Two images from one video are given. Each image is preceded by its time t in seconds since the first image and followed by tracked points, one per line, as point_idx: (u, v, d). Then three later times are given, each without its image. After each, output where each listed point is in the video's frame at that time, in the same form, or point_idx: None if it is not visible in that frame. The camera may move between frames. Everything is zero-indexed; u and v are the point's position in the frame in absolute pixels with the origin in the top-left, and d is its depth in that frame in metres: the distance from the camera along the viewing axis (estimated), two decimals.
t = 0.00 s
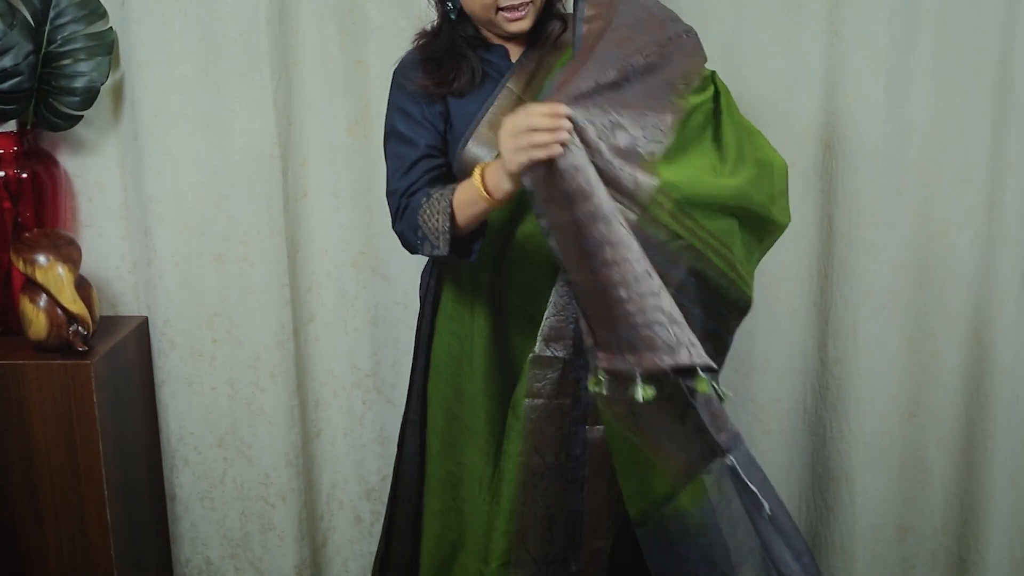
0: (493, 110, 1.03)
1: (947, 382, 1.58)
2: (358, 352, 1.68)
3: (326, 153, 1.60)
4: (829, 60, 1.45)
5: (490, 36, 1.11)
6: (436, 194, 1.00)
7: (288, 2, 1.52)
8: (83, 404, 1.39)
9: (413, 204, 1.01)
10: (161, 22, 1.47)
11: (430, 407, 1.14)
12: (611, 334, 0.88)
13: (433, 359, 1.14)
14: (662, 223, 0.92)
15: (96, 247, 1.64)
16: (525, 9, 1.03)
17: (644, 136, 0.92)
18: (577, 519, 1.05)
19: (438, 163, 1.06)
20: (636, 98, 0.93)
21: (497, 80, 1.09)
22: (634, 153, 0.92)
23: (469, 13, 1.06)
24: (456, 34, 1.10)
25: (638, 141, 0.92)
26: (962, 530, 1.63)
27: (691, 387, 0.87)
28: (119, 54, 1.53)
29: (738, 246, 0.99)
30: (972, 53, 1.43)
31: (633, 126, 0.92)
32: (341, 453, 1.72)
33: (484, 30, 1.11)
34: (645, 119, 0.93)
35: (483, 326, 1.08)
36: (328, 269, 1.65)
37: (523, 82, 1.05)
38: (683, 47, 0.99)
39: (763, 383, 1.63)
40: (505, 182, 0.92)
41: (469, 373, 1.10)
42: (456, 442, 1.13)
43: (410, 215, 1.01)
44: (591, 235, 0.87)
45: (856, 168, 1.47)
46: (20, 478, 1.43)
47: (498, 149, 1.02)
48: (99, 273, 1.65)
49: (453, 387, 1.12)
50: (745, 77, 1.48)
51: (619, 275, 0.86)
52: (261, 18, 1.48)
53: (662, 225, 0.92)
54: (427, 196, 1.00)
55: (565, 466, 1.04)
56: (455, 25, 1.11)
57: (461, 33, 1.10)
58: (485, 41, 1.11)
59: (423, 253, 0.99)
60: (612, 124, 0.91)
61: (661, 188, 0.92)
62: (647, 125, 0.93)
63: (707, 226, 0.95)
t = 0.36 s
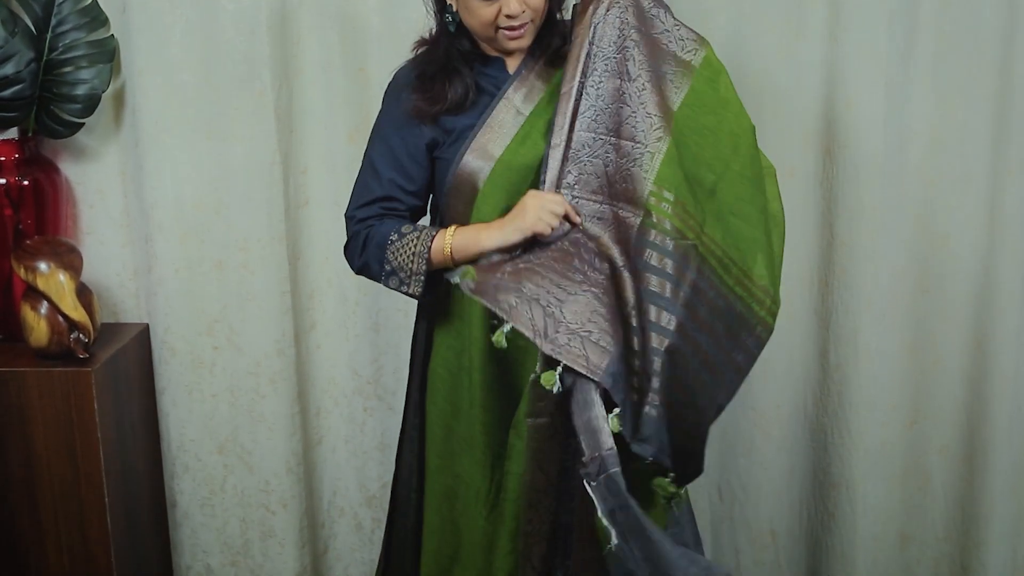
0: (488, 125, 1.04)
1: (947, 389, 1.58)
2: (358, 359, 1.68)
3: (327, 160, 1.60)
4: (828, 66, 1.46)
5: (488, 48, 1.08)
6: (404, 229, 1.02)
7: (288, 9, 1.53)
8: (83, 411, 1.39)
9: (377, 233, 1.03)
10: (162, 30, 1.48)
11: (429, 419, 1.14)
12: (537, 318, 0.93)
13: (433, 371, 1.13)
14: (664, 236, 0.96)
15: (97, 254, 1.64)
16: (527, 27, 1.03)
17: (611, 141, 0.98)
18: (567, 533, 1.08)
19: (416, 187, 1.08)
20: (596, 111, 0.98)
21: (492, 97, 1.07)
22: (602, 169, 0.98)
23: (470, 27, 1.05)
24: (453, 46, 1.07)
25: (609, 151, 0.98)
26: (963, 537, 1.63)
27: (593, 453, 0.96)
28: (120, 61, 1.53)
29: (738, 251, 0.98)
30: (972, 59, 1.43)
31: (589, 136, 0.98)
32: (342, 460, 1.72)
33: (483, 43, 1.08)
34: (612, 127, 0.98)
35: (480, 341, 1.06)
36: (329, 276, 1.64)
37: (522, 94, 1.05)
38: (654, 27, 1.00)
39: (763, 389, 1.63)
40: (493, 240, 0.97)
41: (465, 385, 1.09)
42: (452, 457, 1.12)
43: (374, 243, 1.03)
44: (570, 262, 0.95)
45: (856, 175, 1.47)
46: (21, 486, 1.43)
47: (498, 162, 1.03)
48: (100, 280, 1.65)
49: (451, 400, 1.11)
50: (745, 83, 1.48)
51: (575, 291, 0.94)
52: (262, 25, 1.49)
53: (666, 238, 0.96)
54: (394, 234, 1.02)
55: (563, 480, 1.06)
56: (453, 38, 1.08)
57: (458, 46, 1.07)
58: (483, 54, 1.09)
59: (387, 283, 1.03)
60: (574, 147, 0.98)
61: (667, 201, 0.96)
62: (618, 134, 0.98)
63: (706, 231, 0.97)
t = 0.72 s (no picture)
0: (492, 149, 1.06)
1: (948, 405, 1.58)
2: (358, 375, 1.67)
3: (329, 177, 1.60)
4: (826, 83, 1.47)
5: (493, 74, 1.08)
6: (406, 278, 1.05)
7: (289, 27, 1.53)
8: (83, 428, 1.39)
9: (380, 276, 1.06)
10: (163, 48, 1.49)
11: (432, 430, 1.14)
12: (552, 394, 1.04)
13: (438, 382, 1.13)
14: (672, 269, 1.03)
15: (98, 271, 1.65)
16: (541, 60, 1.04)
17: (622, 173, 1.03)
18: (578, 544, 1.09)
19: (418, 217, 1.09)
20: (608, 143, 1.02)
21: (492, 124, 1.08)
22: (619, 207, 1.03)
23: (481, 60, 1.06)
24: (454, 74, 1.07)
25: (622, 185, 1.03)
26: (964, 553, 1.63)
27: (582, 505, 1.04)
28: (121, 79, 1.54)
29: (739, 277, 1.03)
30: (970, 76, 1.43)
31: (598, 163, 1.02)
32: (342, 477, 1.72)
33: (487, 69, 1.08)
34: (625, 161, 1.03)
35: (484, 359, 1.07)
36: (329, 292, 1.64)
37: (525, 117, 1.07)
38: (658, 53, 1.04)
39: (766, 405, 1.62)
40: (495, 333, 1.03)
41: (468, 396, 1.09)
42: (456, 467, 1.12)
43: (376, 285, 1.06)
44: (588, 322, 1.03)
45: (856, 193, 1.49)
46: (21, 502, 1.43)
47: (499, 186, 1.04)
48: (100, 296, 1.65)
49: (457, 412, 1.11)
50: (744, 101, 1.48)
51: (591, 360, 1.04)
52: (263, 44, 1.50)
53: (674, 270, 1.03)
54: (394, 281, 1.05)
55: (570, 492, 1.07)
56: (456, 66, 1.08)
57: (459, 74, 1.08)
58: (486, 78, 1.09)
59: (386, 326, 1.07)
60: (587, 182, 1.02)
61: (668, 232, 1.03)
62: (629, 167, 1.03)
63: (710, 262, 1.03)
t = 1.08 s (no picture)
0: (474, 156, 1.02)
1: (947, 417, 1.58)
2: (358, 388, 1.66)
3: (330, 190, 1.59)
4: (825, 95, 1.47)
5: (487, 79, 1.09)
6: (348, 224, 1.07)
7: (290, 40, 1.54)
8: (83, 441, 1.39)
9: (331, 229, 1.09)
10: (164, 62, 1.49)
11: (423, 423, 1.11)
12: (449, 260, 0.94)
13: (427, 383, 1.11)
14: (627, 221, 0.96)
15: (99, 284, 1.65)
16: (521, 62, 1.04)
17: (587, 118, 0.98)
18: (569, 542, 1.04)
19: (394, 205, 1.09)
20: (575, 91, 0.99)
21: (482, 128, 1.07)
22: (572, 144, 0.97)
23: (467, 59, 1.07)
24: (450, 77, 1.09)
25: (583, 126, 0.98)
26: (964, 564, 1.63)
27: (485, 378, 0.92)
28: (122, 92, 1.54)
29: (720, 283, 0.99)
30: (970, 89, 1.44)
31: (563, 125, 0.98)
32: (342, 490, 1.71)
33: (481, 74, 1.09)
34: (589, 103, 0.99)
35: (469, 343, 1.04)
36: (329, 305, 1.63)
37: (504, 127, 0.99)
38: (670, 46, 1.04)
39: (766, 418, 1.62)
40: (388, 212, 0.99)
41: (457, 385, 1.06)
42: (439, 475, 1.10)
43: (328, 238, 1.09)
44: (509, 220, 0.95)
45: (857, 205, 1.49)
46: (21, 516, 1.42)
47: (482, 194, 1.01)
48: (100, 309, 1.65)
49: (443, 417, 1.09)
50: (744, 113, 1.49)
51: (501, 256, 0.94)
52: (263, 57, 1.51)
53: (628, 223, 0.96)
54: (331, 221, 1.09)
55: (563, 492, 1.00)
56: (454, 67, 1.10)
57: (457, 76, 1.09)
58: (481, 86, 1.10)
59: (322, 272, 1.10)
60: (541, 114, 0.98)
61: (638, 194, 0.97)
62: (593, 112, 0.99)
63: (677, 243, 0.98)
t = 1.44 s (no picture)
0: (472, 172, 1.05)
1: (948, 428, 1.58)
2: (358, 400, 1.66)
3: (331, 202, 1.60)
4: (825, 107, 1.48)
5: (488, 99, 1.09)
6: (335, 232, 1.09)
7: (290, 52, 1.54)
8: (83, 452, 1.38)
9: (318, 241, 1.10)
10: (166, 73, 1.50)
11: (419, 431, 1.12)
12: (454, 311, 1.05)
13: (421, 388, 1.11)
14: (627, 229, 1.03)
15: (99, 295, 1.65)
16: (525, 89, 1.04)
17: (567, 133, 1.03)
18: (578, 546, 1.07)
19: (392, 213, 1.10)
20: (552, 110, 1.04)
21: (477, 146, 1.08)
22: (558, 163, 1.03)
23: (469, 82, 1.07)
24: (444, 98, 1.08)
25: (565, 141, 1.03)
26: None
27: (461, 425, 1.06)
28: (123, 103, 1.55)
29: (725, 263, 1.05)
30: (968, 101, 1.44)
31: (547, 145, 1.03)
32: (342, 502, 1.70)
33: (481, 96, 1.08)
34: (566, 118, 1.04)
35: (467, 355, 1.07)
36: (330, 317, 1.63)
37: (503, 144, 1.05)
38: (640, 36, 1.06)
39: (765, 430, 1.63)
40: (373, 254, 1.01)
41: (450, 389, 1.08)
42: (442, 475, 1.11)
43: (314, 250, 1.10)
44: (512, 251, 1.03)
45: (856, 215, 1.49)
46: (20, 528, 1.42)
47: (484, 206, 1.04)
48: (101, 320, 1.65)
49: (439, 420, 1.10)
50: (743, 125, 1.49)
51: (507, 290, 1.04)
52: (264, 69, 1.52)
53: (629, 231, 1.03)
54: (325, 239, 1.09)
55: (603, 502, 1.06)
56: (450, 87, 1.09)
57: (452, 96, 1.08)
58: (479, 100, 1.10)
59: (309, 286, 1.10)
60: (524, 141, 1.04)
61: (631, 196, 1.03)
62: (572, 124, 1.03)
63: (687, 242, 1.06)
